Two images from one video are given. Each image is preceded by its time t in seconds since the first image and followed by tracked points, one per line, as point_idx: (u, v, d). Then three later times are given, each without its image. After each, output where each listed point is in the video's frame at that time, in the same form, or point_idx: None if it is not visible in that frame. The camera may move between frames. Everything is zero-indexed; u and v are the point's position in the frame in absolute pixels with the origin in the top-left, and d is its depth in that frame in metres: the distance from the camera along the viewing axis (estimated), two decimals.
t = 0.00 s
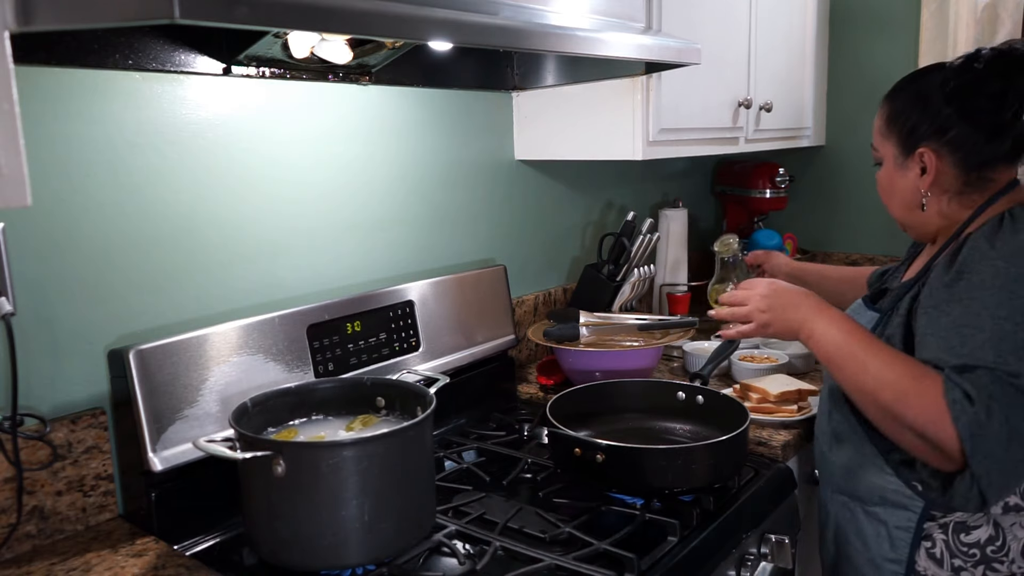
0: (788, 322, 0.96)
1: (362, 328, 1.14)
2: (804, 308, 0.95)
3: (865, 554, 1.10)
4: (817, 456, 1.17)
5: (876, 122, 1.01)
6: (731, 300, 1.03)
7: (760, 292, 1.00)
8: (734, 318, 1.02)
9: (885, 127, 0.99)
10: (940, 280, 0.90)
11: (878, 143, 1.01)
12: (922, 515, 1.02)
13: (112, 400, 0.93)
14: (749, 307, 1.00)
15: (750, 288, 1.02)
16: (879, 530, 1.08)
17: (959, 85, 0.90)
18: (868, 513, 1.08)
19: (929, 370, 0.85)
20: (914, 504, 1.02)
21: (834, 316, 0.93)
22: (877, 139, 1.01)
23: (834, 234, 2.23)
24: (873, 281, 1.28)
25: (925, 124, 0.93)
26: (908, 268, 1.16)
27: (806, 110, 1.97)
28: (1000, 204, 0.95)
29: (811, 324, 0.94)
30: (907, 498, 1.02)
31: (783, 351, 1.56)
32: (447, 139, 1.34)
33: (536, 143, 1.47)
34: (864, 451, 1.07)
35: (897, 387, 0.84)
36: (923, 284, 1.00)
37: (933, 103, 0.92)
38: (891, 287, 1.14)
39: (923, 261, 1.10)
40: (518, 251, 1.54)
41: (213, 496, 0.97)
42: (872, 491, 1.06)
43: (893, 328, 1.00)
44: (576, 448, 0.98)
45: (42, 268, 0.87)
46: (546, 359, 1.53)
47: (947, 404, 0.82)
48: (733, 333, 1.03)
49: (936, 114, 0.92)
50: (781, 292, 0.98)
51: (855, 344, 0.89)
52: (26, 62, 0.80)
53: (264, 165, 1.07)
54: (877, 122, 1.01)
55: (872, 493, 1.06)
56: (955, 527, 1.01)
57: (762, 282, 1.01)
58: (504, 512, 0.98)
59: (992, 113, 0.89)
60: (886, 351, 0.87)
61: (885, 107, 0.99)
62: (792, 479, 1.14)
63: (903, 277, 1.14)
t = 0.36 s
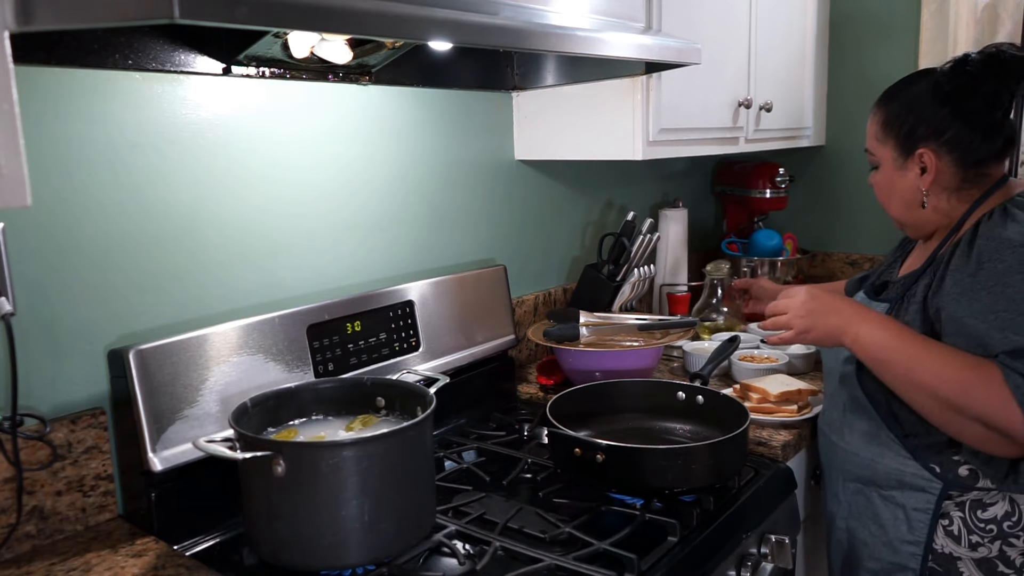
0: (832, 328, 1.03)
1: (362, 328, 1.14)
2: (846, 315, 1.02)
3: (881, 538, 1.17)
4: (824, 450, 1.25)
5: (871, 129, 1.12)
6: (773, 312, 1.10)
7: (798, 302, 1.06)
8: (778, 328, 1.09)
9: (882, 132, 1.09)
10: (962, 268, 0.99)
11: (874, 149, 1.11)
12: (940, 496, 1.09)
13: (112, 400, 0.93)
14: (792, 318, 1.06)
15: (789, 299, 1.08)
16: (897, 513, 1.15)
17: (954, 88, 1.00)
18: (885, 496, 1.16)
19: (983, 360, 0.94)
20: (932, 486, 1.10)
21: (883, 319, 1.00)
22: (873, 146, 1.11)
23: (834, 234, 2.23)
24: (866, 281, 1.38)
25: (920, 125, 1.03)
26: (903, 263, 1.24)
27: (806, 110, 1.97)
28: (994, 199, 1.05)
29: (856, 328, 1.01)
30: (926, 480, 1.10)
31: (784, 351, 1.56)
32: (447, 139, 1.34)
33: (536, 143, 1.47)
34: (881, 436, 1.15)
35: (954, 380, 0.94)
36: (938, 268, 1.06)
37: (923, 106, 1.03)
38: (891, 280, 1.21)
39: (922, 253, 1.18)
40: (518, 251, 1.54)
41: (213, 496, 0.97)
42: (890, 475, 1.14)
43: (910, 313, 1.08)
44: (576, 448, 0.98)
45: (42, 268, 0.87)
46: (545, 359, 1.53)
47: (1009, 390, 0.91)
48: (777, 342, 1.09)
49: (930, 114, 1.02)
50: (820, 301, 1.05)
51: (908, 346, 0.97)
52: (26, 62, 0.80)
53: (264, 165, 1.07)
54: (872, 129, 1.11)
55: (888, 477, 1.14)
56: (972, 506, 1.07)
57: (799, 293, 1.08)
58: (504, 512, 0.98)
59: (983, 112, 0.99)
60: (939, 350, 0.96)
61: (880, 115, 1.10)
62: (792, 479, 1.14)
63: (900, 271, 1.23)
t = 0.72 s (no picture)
0: (842, 334, 1.04)
1: (362, 328, 1.14)
2: (855, 320, 1.03)
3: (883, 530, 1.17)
4: (825, 446, 1.25)
5: (866, 134, 1.12)
6: (786, 320, 1.11)
7: (808, 309, 1.07)
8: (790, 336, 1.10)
9: (880, 136, 1.09)
10: (963, 264, 0.99)
11: (872, 153, 1.11)
12: (940, 489, 1.10)
13: (112, 400, 0.93)
14: (802, 324, 1.07)
15: (800, 306, 1.09)
16: (897, 506, 1.15)
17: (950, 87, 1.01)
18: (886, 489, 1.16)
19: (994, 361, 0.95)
20: (933, 479, 1.10)
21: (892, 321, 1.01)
22: (871, 150, 1.12)
23: (834, 235, 2.23)
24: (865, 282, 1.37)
25: (915, 126, 1.04)
26: (904, 263, 1.24)
27: (806, 110, 1.97)
28: (994, 197, 1.05)
29: (865, 332, 1.02)
30: (926, 473, 1.11)
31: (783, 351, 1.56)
32: (447, 139, 1.34)
33: (536, 143, 1.47)
34: (883, 429, 1.15)
35: (965, 381, 0.95)
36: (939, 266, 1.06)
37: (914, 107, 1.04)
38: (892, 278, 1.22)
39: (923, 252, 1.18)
40: (518, 251, 1.54)
41: (213, 496, 0.97)
42: (891, 469, 1.14)
43: (911, 310, 1.08)
44: (576, 448, 0.98)
45: (42, 268, 0.87)
46: (546, 360, 1.53)
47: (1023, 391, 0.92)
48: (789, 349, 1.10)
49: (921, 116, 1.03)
50: (830, 306, 1.06)
51: (920, 349, 0.98)
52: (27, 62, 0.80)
53: (264, 165, 1.07)
54: (868, 134, 1.12)
55: (889, 471, 1.14)
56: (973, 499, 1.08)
57: (809, 300, 1.09)
58: (504, 511, 0.98)
59: (978, 110, 1.00)
60: (949, 352, 0.97)
61: (875, 119, 1.10)
62: (791, 480, 1.14)
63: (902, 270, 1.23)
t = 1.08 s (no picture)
0: (841, 344, 1.03)
1: (362, 328, 1.14)
2: (853, 331, 1.02)
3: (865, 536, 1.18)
4: (819, 448, 1.25)
5: (876, 134, 1.11)
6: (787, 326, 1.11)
7: (806, 317, 1.07)
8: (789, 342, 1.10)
9: (893, 134, 1.08)
10: (961, 270, 0.99)
11: (884, 152, 1.10)
12: (924, 498, 1.09)
13: (112, 400, 0.93)
14: (799, 332, 1.07)
15: (799, 313, 1.09)
16: (882, 513, 1.15)
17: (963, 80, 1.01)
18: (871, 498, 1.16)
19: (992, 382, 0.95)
20: (918, 487, 1.10)
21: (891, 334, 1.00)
22: (882, 149, 1.10)
23: (834, 234, 2.23)
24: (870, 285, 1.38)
25: (929, 122, 1.04)
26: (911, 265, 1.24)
27: (806, 110, 1.97)
28: (1010, 194, 1.05)
29: (862, 343, 1.01)
30: (910, 480, 1.10)
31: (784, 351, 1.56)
32: (447, 139, 1.34)
33: (536, 143, 1.47)
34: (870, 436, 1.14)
35: (963, 399, 0.95)
36: (939, 270, 1.06)
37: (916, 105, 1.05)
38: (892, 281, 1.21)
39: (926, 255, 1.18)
40: (518, 251, 1.54)
41: (213, 496, 0.97)
42: (879, 476, 1.14)
43: (906, 317, 1.08)
44: (576, 448, 0.98)
45: (42, 268, 0.87)
46: (546, 360, 1.53)
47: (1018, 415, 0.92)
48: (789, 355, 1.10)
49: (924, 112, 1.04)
50: (827, 315, 1.05)
51: (917, 364, 0.97)
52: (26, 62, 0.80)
53: (264, 165, 1.07)
54: (880, 133, 1.10)
55: (875, 477, 1.14)
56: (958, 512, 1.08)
57: (808, 306, 1.08)
58: (504, 512, 0.98)
59: (996, 102, 0.99)
60: (948, 368, 0.96)
61: (886, 118, 1.09)
62: (791, 480, 1.14)
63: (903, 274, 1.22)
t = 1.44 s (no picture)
0: (867, 400, 0.97)
1: (362, 328, 1.14)
2: (875, 388, 0.96)
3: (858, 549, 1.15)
4: (817, 456, 1.23)
5: (909, 128, 1.04)
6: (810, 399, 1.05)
7: (824, 386, 1.01)
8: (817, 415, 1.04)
9: (932, 124, 1.01)
10: (994, 287, 0.95)
11: (920, 145, 1.02)
12: (922, 517, 1.08)
13: (112, 400, 0.93)
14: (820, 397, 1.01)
15: (817, 384, 1.03)
16: (877, 529, 1.13)
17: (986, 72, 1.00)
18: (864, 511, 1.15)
19: None
20: (916, 506, 1.08)
21: (916, 384, 0.94)
22: (917, 142, 1.03)
23: (834, 234, 2.23)
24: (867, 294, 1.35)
25: (973, 113, 0.99)
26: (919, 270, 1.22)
27: (806, 110, 1.97)
28: None
29: (889, 398, 0.95)
30: (910, 498, 1.08)
31: (783, 351, 1.56)
32: (447, 139, 1.34)
33: (536, 143, 1.47)
34: (867, 449, 1.12)
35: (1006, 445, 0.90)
36: (957, 284, 1.03)
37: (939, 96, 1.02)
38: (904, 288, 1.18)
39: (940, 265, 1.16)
40: (518, 252, 1.54)
41: (213, 496, 0.97)
42: (875, 490, 1.12)
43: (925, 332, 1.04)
44: (576, 448, 0.98)
45: (42, 268, 0.87)
46: (545, 360, 1.53)
47: None
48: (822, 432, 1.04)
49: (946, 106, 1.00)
50: (844, 379, 0.99)
51: (953, 413, 0.92)
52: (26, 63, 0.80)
53: (263, 165, 1.07)
54: (914, 126, 1.03)
55: (873, 492, 1.12)
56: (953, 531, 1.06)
57: (826, 374, 1.03)
58: (504, 512, 0.98)
59: None
60: (984, 413, 0.91)
61: (923, 108, 1.02)
62: (791, 480, 1.15)
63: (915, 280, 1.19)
